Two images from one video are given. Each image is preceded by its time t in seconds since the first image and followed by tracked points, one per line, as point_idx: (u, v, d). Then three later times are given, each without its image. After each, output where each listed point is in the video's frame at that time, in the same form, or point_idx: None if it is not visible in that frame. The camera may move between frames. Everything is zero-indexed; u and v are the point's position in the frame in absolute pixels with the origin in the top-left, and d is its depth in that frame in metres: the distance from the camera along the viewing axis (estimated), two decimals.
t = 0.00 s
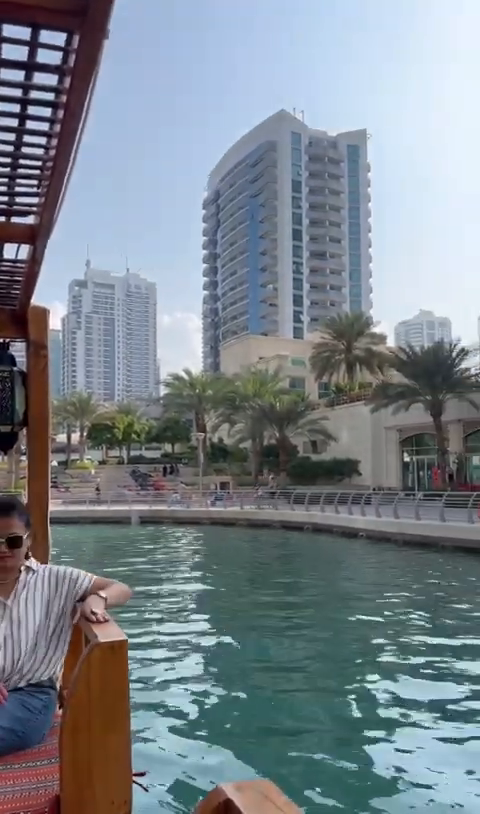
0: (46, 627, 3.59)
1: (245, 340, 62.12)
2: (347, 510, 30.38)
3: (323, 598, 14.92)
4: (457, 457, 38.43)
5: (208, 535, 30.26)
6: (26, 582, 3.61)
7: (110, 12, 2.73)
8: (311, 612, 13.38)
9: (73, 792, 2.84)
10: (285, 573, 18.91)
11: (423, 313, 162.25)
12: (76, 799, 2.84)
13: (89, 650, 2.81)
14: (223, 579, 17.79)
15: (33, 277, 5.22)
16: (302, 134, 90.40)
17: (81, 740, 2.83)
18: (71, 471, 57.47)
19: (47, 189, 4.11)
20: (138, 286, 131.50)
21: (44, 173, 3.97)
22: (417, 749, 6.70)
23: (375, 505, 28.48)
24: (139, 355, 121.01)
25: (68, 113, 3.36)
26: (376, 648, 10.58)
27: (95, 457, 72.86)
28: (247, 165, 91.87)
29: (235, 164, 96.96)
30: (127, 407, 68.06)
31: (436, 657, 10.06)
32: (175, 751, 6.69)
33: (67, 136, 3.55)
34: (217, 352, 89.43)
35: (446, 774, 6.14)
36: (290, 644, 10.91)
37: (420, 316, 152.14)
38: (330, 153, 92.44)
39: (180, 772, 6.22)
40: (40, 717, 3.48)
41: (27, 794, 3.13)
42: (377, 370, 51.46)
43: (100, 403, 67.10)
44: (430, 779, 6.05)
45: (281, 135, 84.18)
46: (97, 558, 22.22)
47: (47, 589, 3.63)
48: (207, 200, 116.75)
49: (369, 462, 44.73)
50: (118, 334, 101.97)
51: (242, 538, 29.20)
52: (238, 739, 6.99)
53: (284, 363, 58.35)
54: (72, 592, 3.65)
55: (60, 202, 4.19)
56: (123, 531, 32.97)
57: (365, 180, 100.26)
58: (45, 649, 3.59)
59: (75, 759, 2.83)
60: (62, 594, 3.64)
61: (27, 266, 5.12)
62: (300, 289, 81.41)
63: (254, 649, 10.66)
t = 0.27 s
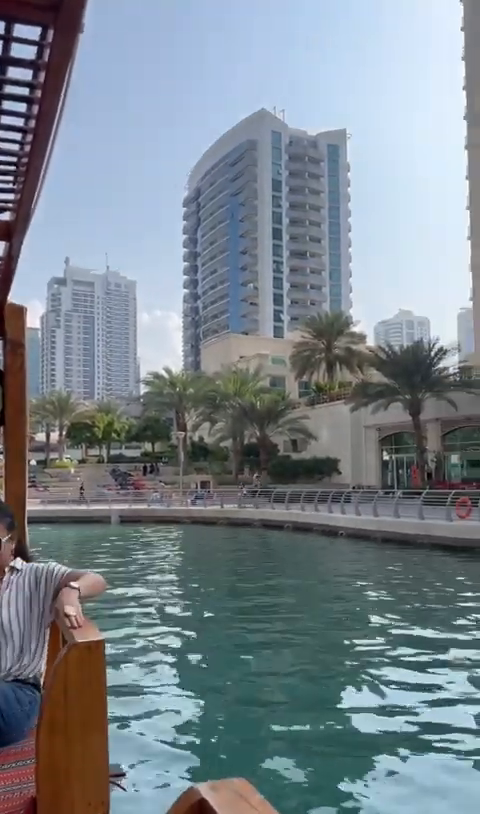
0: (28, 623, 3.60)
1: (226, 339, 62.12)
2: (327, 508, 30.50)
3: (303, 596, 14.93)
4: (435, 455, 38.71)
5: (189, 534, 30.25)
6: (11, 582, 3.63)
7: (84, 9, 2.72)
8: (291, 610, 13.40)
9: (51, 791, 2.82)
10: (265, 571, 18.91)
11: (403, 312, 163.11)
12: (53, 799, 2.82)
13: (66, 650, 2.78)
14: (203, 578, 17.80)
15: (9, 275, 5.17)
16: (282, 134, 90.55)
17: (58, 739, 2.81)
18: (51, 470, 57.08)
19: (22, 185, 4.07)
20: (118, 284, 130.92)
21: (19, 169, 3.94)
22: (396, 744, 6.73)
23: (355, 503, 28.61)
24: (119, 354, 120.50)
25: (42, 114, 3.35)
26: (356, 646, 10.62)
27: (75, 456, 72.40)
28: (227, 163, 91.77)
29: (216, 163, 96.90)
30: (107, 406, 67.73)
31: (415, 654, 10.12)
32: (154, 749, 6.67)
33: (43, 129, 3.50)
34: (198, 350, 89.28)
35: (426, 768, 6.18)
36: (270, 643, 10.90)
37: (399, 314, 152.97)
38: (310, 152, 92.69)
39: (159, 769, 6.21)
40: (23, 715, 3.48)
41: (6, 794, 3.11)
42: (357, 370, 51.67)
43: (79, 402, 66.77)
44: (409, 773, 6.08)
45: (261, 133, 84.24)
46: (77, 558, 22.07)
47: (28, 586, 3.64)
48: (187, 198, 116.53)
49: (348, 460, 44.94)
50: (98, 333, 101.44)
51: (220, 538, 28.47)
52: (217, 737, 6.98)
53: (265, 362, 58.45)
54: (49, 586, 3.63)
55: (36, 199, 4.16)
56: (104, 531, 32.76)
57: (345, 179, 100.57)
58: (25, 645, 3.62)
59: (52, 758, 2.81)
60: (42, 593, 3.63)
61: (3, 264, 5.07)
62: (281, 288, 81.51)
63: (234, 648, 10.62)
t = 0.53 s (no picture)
0: (7, 620, 3.57)
1: (207, 338, 62.05)
2: (308, 506, 30.62)
3: (284, 593, 14.98)
4: (415, 453, 38.97)
5: (171, 533, 30.24)
6: None
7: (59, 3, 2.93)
8: (272, 608, 13.44)
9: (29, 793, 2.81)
10: (246, 568, 18.97)
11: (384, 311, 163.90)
12: (32, 798, 2.83)
13: (44, 651, 2.76)
14: (185, 577, 17.80)
15: None
16: (263, 132, 90.56)
17: (36, 739, 2.81)
18: (31, 470, 56.57)
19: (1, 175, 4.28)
20: (98, 282, 130.30)
21: None
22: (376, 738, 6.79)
23: (337, 500, 28.75)
24: (99, 352, 119.85)
25: (19, 99, 3.55)
26: (336, 643, 10.69)
27: (55, 455, 71.88)
28: (208, 161, 91.62)
29: (196, 161, 96.73)
30: (87, 405, 67.27)
31: (395, 651, 10.20)
32: (134, 748, 6.66)
33: (23, 104, 3.59)
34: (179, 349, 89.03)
35: (406, 761, 6.24)
36: (250, 640, 10.94)
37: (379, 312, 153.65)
38: (291, 151, 92.88)
39: (141, 767, 6.21)
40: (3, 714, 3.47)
41: None
42: (337, 368, 51.89)
43: (60, 400, 66.44)
44: (389, 766, 6.14)
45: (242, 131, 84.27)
46: (58, 557, 21.95)
47: (7, 585, 3.58)
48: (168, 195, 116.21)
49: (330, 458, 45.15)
50: (78, 331, 100.79)
51: (202, 536, 28.69)
52: (198, 734, 7.00)
53: (246, 360, 58.41)
54: (26, 586, 3.58)
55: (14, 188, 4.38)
56: (85, 530, 32.56)
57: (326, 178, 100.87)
58: (5, 644, 3.61)
59: (31, 757, 2.81)
60: (21, 592, 3.58)
61: None
62: (262, 287, 81.59)
63: (213, 645, 10.66)
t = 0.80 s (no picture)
0: None
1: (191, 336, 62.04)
2: (292, 503, 30.68)
3: (268, 591, 15.00)
4: (398, 450, 39.15)
5: (154, 531, 30.21)
6: None
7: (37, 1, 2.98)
8: (257, 606, 13.45)
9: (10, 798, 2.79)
10: (230, 566, 18.96)
11: (367, 309, 164.51)
12: (13, 799, 2.82)
13: (25, 651, 2.77)
14: (169, 575, 17.78)
15: None
16: (246, 130, 90.52)
17: (18, 740, 2.80)
18: (13, 469, 56.23)
19: None
20: (81, 280, 129.74)
21: None
22: (360, 736, 6.83)
23: (320, 498, 28.84)
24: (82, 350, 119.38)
25: None
26: (321, 640, 10.72)
27: (38, 454, 71.56)
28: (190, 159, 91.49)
29: (179, 158, 96.57)
30: (70, 403, 67.00)
31: (378, 648, 10.25)
32: (117, 747, 6.65)
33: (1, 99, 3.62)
34: (162, 347, 88.89)
35: (389, 758, 6.26)
36: (234, 638, 10.94)
37: (362, 311, 154.12)
38: (274, 149, 92.96)
39: (123, 767, 6.20)
40: None
41: None
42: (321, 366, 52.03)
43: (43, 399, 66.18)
44: (372, 763, 6.17)
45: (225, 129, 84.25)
46: (41, 557, 21.86)
47: None
48: (150, 193, 115.93)
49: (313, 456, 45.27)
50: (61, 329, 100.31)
51: (186, 534, 28.67)
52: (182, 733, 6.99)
53: (230, 358, 58.41)
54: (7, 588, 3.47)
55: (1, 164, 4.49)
56: (68, 529, 32.43)
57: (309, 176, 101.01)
58: None
59: (13, 759, 2.80)
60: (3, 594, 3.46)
61: None
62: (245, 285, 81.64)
63: (197, 644, 10.64)
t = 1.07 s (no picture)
0: None
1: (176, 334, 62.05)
2: (278, 501, 30.74)
3: (255, 590, 15.00)
4: (383, 448, 39.34)
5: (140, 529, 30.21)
6: None
7: None
8: (244, 604, 13.46)
9: None
10: (217, 565, 18.97)
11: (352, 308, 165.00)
12: None
13: (10, 651, 2.76)
14: (156, 573, 17.77)
15: None
16: (230, 128, 90.56)
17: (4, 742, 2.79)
18: None
19: None
20: (65, 279, 129.18)
21: None
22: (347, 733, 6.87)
23: (306, 496, 28.92)
24: (67, 349, 118.87)
25: None
26: (308, 638, 10.77)
27: (22, 453, 71.22)
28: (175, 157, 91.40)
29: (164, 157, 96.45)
30: (55, 402, 66.72)
31: (365, 644, 10.30)
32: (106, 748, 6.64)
33: None
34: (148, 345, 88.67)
35: (375, 755, 6.31)
36: (221, 637, 10.94)
37: (348, 308, 154.40)
38: (259, 148, 93.07)
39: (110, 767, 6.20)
40: None
41: None
42: (306, 364, 52.14)
43: (27, 397, 65.89)
44: (359, 761, 6.21)
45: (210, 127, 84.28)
46: (27, 556, 21.78)
47: None
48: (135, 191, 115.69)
49: (299, 454, 45.38)
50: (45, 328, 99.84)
51: (173, 533, 28.66)
52: (172, 732, 7.00)
53: (216, 357, 58.43)
54: None
55: None
56: (54, 528, 32.30)
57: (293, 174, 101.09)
58: None
59: None
60: None
61: None
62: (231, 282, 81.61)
63: (184, 643, 10.63)
